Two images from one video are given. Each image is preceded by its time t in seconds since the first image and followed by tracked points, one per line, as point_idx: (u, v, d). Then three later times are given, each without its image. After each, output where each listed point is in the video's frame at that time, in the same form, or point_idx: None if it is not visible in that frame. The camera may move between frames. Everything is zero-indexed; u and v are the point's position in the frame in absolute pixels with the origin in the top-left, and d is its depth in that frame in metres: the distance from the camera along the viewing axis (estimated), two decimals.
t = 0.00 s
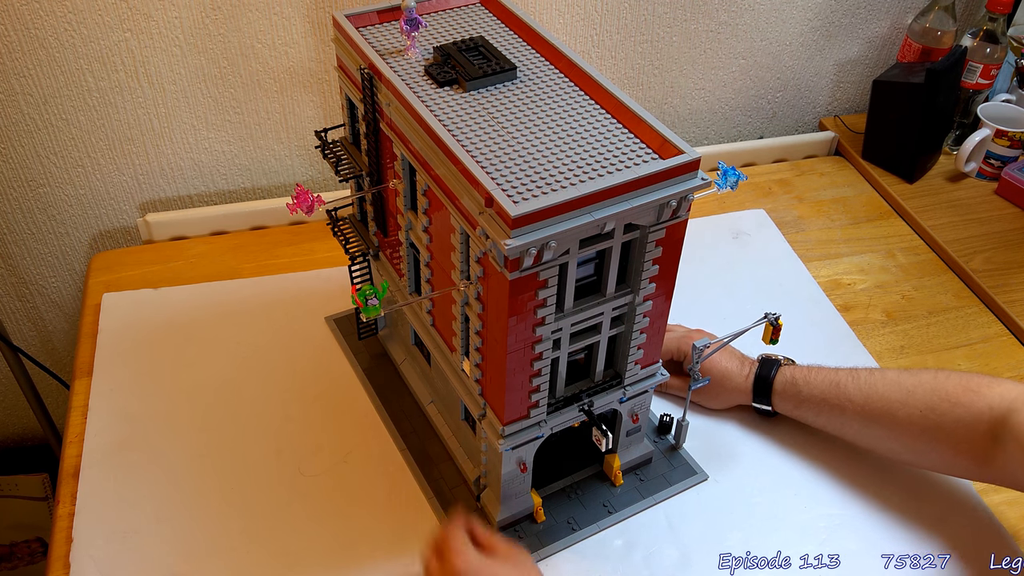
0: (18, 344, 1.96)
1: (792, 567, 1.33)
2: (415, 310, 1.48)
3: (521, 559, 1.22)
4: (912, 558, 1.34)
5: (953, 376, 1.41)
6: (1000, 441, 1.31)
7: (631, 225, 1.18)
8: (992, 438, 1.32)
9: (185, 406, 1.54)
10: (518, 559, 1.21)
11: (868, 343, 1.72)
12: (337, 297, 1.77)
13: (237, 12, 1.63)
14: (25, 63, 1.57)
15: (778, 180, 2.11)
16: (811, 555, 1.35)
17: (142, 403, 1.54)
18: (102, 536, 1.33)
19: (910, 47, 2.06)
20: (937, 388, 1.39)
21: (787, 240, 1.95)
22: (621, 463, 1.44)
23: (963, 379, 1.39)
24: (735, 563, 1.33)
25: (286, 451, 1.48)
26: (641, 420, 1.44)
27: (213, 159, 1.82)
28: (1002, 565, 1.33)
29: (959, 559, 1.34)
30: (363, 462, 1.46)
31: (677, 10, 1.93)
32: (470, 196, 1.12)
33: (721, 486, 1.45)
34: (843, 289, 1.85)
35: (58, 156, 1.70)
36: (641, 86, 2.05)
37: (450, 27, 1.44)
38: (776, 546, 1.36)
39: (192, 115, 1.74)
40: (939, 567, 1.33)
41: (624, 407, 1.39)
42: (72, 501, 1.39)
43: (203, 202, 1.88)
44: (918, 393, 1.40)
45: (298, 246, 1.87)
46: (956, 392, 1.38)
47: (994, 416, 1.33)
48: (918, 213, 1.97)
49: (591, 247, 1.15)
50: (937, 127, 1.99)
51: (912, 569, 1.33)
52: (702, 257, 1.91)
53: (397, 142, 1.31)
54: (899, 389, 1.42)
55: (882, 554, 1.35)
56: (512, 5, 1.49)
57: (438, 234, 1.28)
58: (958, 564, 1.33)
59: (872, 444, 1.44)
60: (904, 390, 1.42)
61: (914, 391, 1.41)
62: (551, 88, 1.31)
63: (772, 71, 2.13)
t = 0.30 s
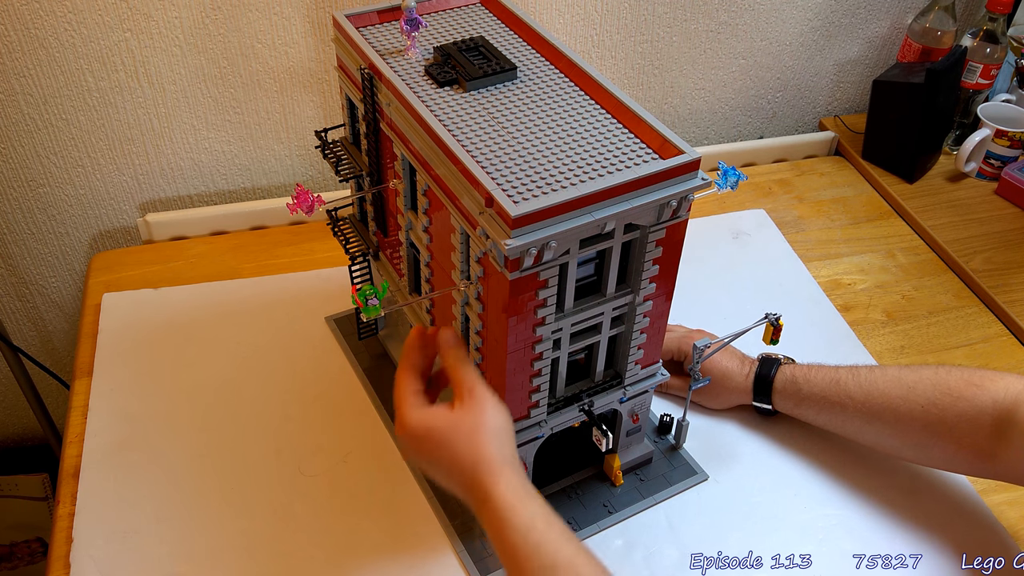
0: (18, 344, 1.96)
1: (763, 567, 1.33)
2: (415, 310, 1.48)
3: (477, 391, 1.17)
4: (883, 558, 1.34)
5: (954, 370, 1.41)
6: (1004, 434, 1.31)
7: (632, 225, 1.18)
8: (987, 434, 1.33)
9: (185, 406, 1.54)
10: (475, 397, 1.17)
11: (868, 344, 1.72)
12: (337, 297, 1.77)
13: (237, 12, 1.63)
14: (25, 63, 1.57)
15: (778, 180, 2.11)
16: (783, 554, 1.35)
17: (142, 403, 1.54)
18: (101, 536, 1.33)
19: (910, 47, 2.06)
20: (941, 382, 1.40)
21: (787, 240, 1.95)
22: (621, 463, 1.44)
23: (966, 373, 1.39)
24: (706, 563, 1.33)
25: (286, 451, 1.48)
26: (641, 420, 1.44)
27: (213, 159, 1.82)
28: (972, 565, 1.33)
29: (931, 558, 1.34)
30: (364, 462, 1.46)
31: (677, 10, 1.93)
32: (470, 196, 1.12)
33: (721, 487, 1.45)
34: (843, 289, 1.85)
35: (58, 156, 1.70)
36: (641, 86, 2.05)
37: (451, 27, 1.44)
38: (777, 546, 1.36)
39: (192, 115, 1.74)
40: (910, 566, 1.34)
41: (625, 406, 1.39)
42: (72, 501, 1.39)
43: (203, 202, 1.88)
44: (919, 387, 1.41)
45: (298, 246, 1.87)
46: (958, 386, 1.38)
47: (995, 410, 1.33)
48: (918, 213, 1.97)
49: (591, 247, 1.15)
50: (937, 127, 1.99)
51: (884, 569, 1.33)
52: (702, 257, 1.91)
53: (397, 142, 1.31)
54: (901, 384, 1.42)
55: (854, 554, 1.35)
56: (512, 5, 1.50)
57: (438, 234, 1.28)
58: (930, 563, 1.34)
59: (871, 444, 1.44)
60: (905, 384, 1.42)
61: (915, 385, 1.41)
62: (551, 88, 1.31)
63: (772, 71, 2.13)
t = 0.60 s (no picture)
0: (19, 344, 1.96)
1: (735, 567, 1.33)
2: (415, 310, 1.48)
3: (485, 369, 1.18)
4: (856, 558, 1.34)
5: (950, 368, 1.41)
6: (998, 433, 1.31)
7: (632, 225, 1.17)
8: (984, 431, 1.33)
9: (185, 406, 1.54)
10: (481, 377, 1.18)
11: (868, 344, 1.72)
12: (337, 297, 1.77)
13: (237, 12, 1.63)
14: (25, 64, 1.57)
15: (778, 180, 2.11)
16: (754, 555, 1.35)
17: (142, 403, 1.54)
18: (101, 536, 1.33)
19: (910, 47, 2.06)
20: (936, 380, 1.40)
21: (787, 240, 1.95)
22: (621, 463, 1.44)
23: (961, 370, 1.39)
24: (679, 563, 1.33)
25: (286, 451, 1.48)
26: (641, 420, 1.44)
27: (213, 159, 1.82)
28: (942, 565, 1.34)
29: (903, 558, 1.34)
30: (363, 462, 1.46)
31: (677, 10, 1.93)
32: (470, 196, 1.12)
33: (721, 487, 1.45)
34: (843, 289, 1.85)
35: (58, 156, 1.70)
36: (641, 86, 2.05)
37: (451, 27, 1.44)
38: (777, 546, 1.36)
39: (192, 115, 1.74)
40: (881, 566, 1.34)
41: (625, 406, 1.39)
42: (72, 501, 1.39)
43: (203, 202, 1.88)
44: (914, 384, 1.41)
45: (298, 246, 1.87)
46: (953, 384, 1.38)
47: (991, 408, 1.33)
48: (918, 213, 1.97)
49: (591, 247, 1.15)
50: (937, 127, 1.99)
51: (855, 569, 1.33)
52: (702, 257, 1.91)
53: (397, 142, 1.31)
54: (896, 382, 1.42)
55: (826, 554, 1.35)
56: (512, 5, 1.49)
57: (438, 234, 1.28)
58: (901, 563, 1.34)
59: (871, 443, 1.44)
60: (900, 382, 1.42)
61: (911, 383, 1.41)
62: (551, 88, 1.31)
63: (772, 71, 2.13)
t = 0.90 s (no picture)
0: (18, 344, 1.96)
1: (707, 567, 1.33)
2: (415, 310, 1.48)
3: (468, 360, 1.18)
4: (827, 558, 1.34)
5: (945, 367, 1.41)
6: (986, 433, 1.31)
7: (632, 225, 1.17)
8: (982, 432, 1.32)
9: (185, 406, 1.54)
10: (464, 368, 1.18)
11: (868, 344, 1.72)
12: (337, 297, 1.77)
13: (237, 12, 1.63)
14: (25, 64, 1.57)
15: (778, 180, 2.11)
16: (726, 554, 1.34)
17: (142, 403, 1.54)
18: (101, 536, 1.33)
19: (910, 47, 2.06)
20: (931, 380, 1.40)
21: (787, 240, 1.95)
22: (621, 463, 1.44)
23: (954, 371, 1.40)
24: (650, 563, 1.33)
25: (286, 451, 1.48)
26: (641, 420, 1.44)
27: (213, 159, 1.82)
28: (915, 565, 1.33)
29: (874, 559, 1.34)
30: (363, 462, 1.46)
31: (677, 10, 1.93)
32: (470, 196, 1.12)
33: (721, 487, 1.45)
34: (843, 289, 1.84)
35: (58, 156, 1.70)
36: (641, 86, 2.05)
37: (451, 27, 1.44)
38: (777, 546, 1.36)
39: (192, 115, 1.74)
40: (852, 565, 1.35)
41: (625, 407, 1.39)
42: (72, 501, 1.39)
43: (203, 202, 1.88)
44: (908, 384, 1.41)
45: (298, 246, 1.87)
46: (946, 385, 1.38)
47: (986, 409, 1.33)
48: (918, 213, 1.97)
49: (591, 247, 1.15)
50: (937, 127, 1.99)
51: (827, 569, 1.33)
52: (702, 257, 1.91)
53: (397, 142, 1.31)
54: (891, 382, 1.42)
55: (798, 554, 1.34)
56: (512, 5, 1.50)
57: (438, 234, 1.28)
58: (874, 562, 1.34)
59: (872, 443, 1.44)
60: (895, 382, 1.42)
61: (904, 383, 1.41)
62: (551, 88, 1.31)
63: (772, 71, 2.13)
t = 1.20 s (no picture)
0: (18, 344, 1.96)
1: (678, 567, 1.33)
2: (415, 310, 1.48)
3: (472, 359, 1.18)
4: (799, 558, 1.34)
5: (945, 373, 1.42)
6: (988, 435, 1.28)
7: (632, 225, 1.17)
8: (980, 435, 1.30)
9: (185, 406, 1.54)
10: (469, 367, 1.18)
11: (868, 344, 1.73)
12: (337, 297, 1.77)
13: (237, 12, 1.63)
14: (25, 64, 1.57)
15: (778, 180, 2.10)
16: (698, 555, 1.34)
17: (142, 403, 1.54)
18: (101, 536, 1.33)
19: (910, 47, 2.06)
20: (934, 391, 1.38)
21: (786, 240, 1.95)
22: (621, 463, 1.44)
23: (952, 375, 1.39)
24: (622, 563, 1.33)
25: (286, 451, 1.48)
26: (641, 420, 1.44)
27: (213, 159, 1.82)
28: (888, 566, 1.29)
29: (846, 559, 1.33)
30: (363, 462, 1.46)
31: (677, 10, 1.93)
32: (470, 196, 1.12)
33: (721, 487, 1.45)
34: (843, 289, 1.84)
35: (58, 156, 1.70)
36: (641, 86, 2.05)
37: (451, 26, 1.44)
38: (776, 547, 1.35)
39: (192, 115, 1.74)
40: (825, 566, 1.33)
41: (624, 407, 1.39)
42: (72, 501, 1.39)
43: (203, 202, 1.88)
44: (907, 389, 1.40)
45: (298, 246, 1.87)
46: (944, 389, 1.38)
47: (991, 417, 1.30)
48: (918, 213, 1.97)
49: (591, 247, 1.15)
50: (937, 127, 1.99)
51: (798, 569, 1.33)
52: (701, 257, 1.91)
53: (397, 142, 1.31)
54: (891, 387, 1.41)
55: (770, 554, 1.34)
56: (512, 5, 1.49)
57: (438, 234, 1.28)
58: (845, 563, 1.33)
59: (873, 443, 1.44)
60: (896, 387, 1.41)
61: (904, 387, 1.40)
62: (551, 88, 1.31)
63: (772, 71, 2.13)
